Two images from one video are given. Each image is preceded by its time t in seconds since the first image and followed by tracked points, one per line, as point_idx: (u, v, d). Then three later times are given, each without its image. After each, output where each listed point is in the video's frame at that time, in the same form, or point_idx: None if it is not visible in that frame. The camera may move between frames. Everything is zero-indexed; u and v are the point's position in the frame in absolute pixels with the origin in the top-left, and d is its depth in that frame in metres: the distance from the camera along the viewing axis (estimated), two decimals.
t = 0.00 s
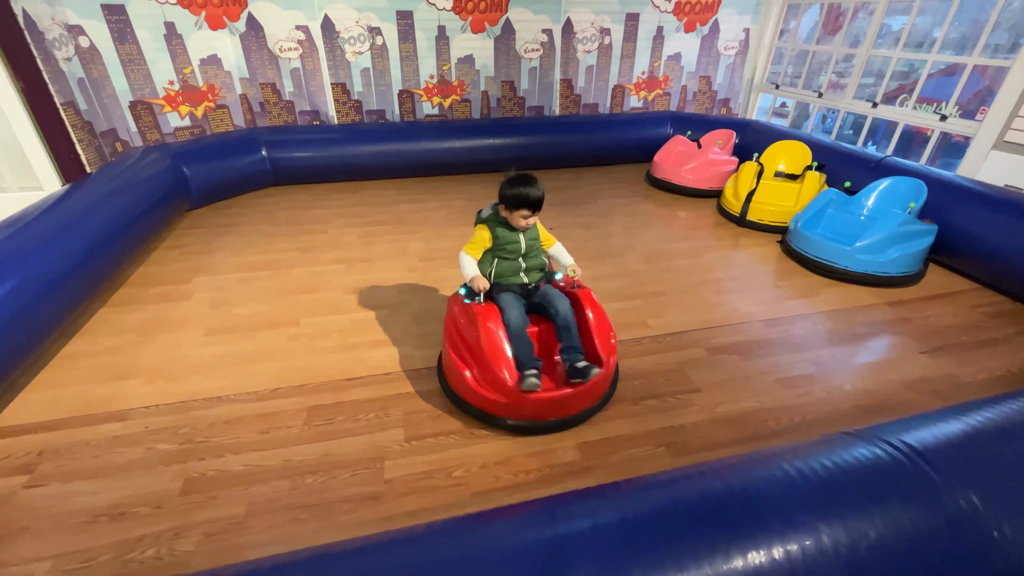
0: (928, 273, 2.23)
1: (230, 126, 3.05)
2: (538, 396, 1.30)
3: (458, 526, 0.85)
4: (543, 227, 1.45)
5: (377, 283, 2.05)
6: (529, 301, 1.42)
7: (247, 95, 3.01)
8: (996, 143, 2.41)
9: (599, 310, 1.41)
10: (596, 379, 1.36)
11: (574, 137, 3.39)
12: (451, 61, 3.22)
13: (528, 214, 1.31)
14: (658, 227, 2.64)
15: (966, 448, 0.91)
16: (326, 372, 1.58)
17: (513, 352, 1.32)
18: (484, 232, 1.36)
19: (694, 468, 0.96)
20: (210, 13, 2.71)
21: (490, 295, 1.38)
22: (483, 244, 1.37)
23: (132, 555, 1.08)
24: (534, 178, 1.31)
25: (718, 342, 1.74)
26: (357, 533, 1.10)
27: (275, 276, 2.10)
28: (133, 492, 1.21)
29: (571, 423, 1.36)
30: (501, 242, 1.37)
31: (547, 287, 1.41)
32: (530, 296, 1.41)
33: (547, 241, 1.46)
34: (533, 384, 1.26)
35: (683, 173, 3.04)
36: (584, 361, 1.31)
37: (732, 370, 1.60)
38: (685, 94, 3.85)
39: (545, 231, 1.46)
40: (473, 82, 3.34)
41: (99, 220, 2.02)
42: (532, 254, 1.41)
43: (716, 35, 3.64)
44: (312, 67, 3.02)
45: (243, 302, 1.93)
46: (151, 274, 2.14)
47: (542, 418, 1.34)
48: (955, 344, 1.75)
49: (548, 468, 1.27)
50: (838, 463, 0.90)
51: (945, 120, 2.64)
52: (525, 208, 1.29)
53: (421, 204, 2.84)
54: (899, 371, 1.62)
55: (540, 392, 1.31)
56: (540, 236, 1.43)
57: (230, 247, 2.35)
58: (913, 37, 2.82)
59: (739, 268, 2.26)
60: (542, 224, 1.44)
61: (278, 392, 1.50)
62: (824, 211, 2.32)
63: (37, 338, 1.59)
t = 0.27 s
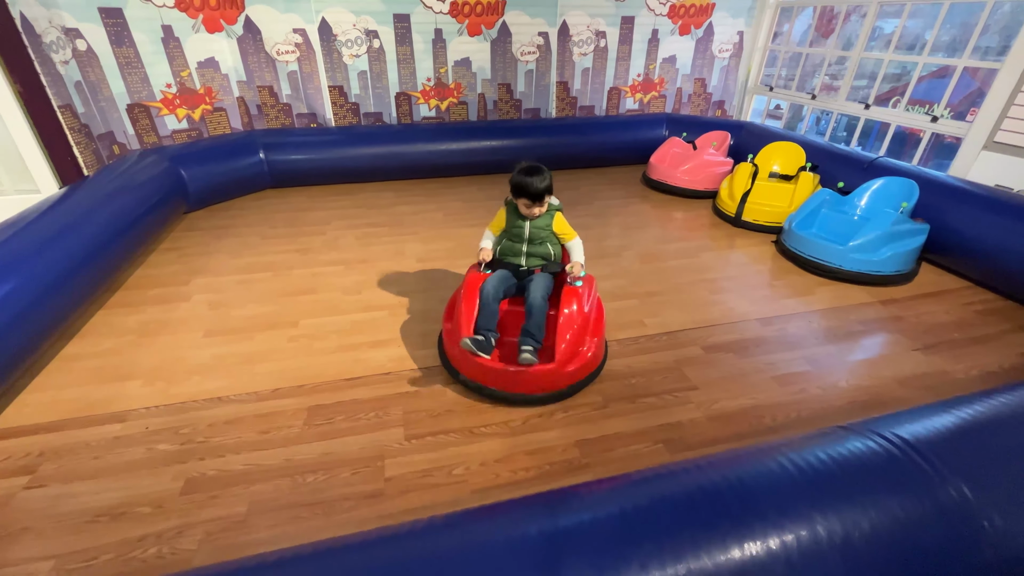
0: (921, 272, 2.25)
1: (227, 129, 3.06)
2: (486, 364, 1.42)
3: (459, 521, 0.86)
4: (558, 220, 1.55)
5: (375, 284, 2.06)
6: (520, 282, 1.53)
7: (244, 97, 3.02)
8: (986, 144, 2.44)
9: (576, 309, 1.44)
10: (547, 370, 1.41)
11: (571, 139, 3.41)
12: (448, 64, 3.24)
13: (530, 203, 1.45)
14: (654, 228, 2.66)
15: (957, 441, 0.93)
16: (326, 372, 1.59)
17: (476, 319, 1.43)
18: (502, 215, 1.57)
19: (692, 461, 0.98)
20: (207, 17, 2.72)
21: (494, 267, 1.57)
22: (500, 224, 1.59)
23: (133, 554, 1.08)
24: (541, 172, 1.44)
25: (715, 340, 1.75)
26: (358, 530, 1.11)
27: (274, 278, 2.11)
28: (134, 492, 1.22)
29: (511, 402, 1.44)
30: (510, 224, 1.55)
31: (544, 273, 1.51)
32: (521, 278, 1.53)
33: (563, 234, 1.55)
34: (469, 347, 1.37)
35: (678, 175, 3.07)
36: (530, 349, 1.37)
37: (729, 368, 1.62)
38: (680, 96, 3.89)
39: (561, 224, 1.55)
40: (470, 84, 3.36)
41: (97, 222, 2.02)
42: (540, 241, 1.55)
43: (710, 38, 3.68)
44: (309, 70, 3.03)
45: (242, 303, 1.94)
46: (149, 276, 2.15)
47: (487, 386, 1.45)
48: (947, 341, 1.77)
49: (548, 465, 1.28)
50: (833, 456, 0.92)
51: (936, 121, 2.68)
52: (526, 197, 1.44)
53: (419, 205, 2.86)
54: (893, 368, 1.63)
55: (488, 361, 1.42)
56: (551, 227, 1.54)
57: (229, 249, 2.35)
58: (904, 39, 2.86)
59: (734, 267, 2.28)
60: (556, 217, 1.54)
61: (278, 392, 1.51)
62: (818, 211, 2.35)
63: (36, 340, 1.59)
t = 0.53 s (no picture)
0: (914, 271, 2.27)
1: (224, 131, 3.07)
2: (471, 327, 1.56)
3: (457, 517, 0.87)
4: (580, 215, 1.54)
5: (373, 285, 2.06)
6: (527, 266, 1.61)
7: (241, 99, 3.02)
8: (977, 144, 2.47)
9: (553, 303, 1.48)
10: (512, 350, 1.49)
11: (567, 140, 3.43)
12: (444, 66, 3.25)
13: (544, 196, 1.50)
14: (650, 228, 2.68)
15: (949, 436, 0.95)
16: (324, 372, 1.59)
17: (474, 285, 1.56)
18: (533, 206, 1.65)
19: (688, 457, 0.99)
20: (204, 19, 2.73)
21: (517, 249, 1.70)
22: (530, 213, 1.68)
23: (132, 554, 1.08)
24: (557, 166, 1.47)
25: (711, 339, 1.77)
26: (357, 528, 1.12)
27: (271, 279, 2.11)
28: (133, 493, 1.22)
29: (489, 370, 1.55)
30: (533, 214, 1.62)
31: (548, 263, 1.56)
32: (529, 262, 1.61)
33: (580, 230, 1.55)
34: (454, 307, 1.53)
35: (674, 175, 3.08)
36: (497, 323, 1.46)
37: (725, 367, 1.63)
38: (675, 98, 3.91)
39: (582, 221, 1.54)
40: (466, 86, 3.37)
41: (95, 224, 2.02)
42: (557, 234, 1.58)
43: (705, 40, 3.70)
44: (306, 72, 3.04)
45: (240, 304, 1.94)
46: (146, 278, 2.15)
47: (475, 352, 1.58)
48: (940, 338, 1.79)
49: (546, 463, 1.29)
50: (827, 451, 0.93)
51: (928, 122, 2.70)
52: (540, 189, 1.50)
53: (416, 207, 2.86)
54: (887, 366, 1.65)
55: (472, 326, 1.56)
56: (568, 221, 1.55)
57: (226, 251, 2.35)
58: (896, 41, 2.89)
59: (730, 267, 2.29)
60: (578, 212, 1.55)
61: (276, 392, 1.51)
62: (812, 211, 2.36)
63: (33, 341, 1.59)
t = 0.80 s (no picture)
0: (908, 270, 2.29)
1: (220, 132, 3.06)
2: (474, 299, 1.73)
3: (453, 515, 0.87)
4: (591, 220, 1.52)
5: (369, 286, 2.06)
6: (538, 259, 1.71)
7: (237, 101, 3.02)
8: (970, 144, 2.48)
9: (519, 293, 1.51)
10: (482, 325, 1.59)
11: (563, 141, 3.44)
12: (440, 67, 3.25)
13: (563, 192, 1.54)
14: (646, 228, 2.68)
15: (943, 433, 0.96)
16: (320, 373, 1.59)
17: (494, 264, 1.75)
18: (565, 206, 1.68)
19: (684, 455, 0.99)
20: (200, 21, 2.73)
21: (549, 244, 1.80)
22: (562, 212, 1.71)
23: (127, 555, 1.08)
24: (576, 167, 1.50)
25: (706, 338, 1.77)
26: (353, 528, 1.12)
27: (267, 281, 2.11)
28: (128, 495, 1.21)
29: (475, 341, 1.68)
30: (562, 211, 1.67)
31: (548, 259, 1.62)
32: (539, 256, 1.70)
33: (587, 235, 1.53)
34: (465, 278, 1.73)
35: (670, 176, 3.09)
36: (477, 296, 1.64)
37: (720, 366, 1.64)
38: (671, 99, 3.92)
39: (590, 226, 1.52)
40: (463, 87, 3.38)
41: (90, 225, 2.02)
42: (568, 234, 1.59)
43: (700, 41, 3.72)
44: (302, 74, 3.04)
45: (236, 306, 1.94)
46: (142, 280, 2.14)
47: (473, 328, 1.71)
48: (934, 337, 1.80)
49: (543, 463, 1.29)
50: (823, 448, 0.94)
51: (922, 122, 2.72)
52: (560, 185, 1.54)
53: (412, 208, 2.86)
54: (881, 364, 1.66)
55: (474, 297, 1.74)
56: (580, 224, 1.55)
57: (222, 252, 2.35)
58: (889, 42, 2.91)
59: (725, 267, 2.30)
60: (590, 217, 1.52)
61: (273, 394, 1.51)
62: (807, 211, 2.37)
63: (27, 343, 1.58)
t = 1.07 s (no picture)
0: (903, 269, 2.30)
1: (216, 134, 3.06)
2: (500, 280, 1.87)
3: (449, 516, 0.87)
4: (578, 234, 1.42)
5: (366, 287, 2.06)
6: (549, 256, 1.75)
7: (233, 103, 3.01)
8: (964, 144, 2.50)
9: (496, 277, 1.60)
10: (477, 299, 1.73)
11: (560, 142, 3.44)
12: (437, 69, 3.26)
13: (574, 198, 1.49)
14: (643, 229, 2.69)
15: (938, 431, 0.96)
16: (317, 375, 1.59)
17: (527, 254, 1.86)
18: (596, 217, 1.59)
19: (681, 454, 0.99)
20: (196, 22, 2.72)
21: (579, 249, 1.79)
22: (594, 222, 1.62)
23: (123, 559, 1.08)
24: (588, 176, 1.39)
25: (703, 338, 1.78)
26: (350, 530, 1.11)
27: (264, 282, 2.11)
28: (124, 498, 1.21)
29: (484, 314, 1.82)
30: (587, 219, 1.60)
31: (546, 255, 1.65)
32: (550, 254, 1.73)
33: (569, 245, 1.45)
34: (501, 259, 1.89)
35: (666, 177, 3.10)
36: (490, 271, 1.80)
37: (717, 365, 1.64)
38: (667, 100, 3.94)
39: (574, 239, 1.43)
40: (459, 89, 3.38)
41: (86, 228, 2.01)
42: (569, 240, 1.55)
43: (696, 43, 3.74)
44: (298, 76, 3.04)
45: (232, 308, 1.93)
46: (138, 282, 2.14)
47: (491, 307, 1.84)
48: (929, 336, 1.81)
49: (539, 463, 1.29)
50: (818, 446, 0.94)
51: (916, 122, 2.74)
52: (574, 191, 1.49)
53: (409, 209, 2.86)
54: (877, 363, 1.66)
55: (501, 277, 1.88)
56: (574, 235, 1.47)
57: (218, 254, 2.34)
58: (884, 44, 2.93)
59: (722, 267, 2.31)
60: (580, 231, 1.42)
61: (270, 396, 1.51)
62: (803, 211, 2.38)
63: (22, 347, 1.57)
